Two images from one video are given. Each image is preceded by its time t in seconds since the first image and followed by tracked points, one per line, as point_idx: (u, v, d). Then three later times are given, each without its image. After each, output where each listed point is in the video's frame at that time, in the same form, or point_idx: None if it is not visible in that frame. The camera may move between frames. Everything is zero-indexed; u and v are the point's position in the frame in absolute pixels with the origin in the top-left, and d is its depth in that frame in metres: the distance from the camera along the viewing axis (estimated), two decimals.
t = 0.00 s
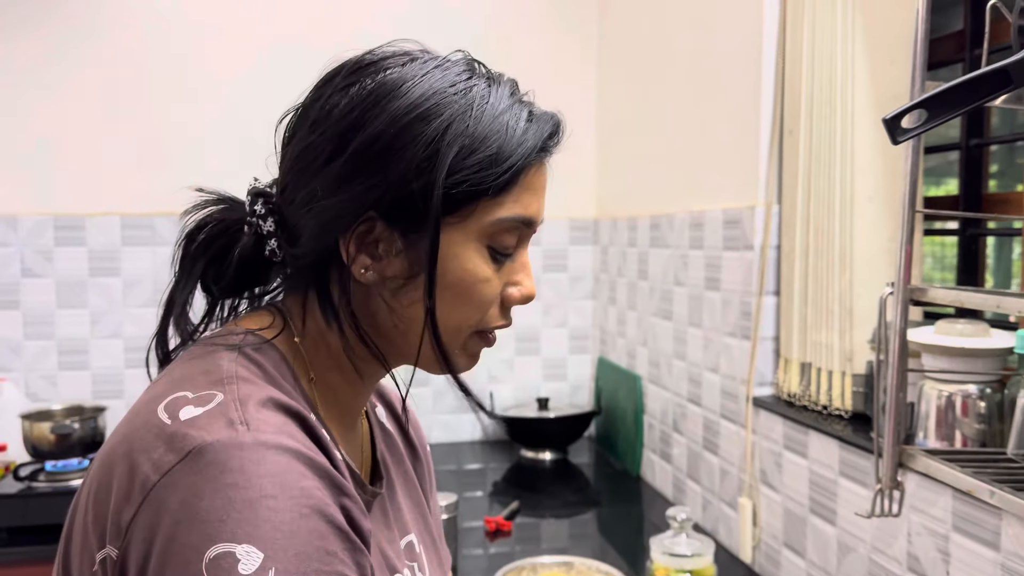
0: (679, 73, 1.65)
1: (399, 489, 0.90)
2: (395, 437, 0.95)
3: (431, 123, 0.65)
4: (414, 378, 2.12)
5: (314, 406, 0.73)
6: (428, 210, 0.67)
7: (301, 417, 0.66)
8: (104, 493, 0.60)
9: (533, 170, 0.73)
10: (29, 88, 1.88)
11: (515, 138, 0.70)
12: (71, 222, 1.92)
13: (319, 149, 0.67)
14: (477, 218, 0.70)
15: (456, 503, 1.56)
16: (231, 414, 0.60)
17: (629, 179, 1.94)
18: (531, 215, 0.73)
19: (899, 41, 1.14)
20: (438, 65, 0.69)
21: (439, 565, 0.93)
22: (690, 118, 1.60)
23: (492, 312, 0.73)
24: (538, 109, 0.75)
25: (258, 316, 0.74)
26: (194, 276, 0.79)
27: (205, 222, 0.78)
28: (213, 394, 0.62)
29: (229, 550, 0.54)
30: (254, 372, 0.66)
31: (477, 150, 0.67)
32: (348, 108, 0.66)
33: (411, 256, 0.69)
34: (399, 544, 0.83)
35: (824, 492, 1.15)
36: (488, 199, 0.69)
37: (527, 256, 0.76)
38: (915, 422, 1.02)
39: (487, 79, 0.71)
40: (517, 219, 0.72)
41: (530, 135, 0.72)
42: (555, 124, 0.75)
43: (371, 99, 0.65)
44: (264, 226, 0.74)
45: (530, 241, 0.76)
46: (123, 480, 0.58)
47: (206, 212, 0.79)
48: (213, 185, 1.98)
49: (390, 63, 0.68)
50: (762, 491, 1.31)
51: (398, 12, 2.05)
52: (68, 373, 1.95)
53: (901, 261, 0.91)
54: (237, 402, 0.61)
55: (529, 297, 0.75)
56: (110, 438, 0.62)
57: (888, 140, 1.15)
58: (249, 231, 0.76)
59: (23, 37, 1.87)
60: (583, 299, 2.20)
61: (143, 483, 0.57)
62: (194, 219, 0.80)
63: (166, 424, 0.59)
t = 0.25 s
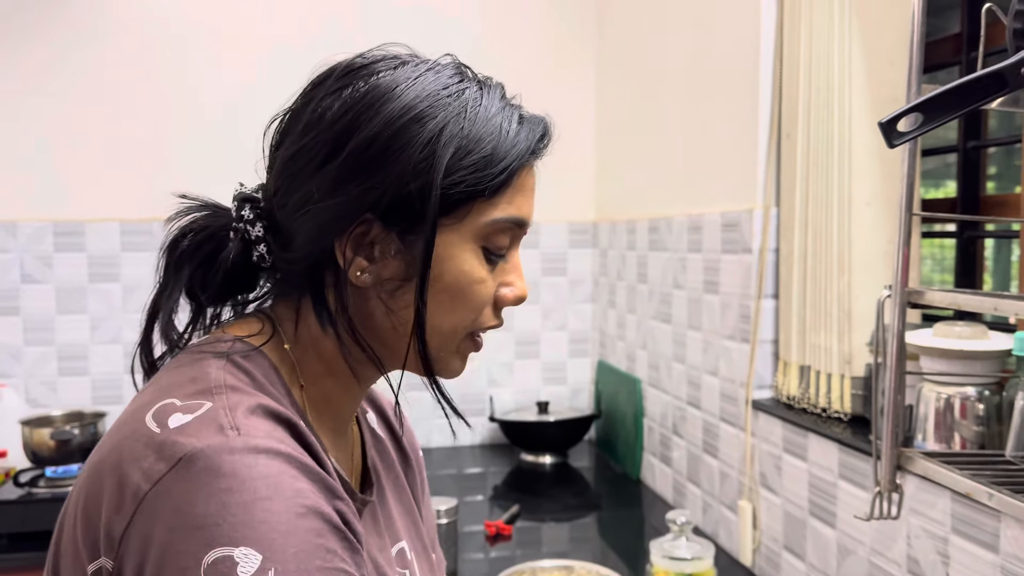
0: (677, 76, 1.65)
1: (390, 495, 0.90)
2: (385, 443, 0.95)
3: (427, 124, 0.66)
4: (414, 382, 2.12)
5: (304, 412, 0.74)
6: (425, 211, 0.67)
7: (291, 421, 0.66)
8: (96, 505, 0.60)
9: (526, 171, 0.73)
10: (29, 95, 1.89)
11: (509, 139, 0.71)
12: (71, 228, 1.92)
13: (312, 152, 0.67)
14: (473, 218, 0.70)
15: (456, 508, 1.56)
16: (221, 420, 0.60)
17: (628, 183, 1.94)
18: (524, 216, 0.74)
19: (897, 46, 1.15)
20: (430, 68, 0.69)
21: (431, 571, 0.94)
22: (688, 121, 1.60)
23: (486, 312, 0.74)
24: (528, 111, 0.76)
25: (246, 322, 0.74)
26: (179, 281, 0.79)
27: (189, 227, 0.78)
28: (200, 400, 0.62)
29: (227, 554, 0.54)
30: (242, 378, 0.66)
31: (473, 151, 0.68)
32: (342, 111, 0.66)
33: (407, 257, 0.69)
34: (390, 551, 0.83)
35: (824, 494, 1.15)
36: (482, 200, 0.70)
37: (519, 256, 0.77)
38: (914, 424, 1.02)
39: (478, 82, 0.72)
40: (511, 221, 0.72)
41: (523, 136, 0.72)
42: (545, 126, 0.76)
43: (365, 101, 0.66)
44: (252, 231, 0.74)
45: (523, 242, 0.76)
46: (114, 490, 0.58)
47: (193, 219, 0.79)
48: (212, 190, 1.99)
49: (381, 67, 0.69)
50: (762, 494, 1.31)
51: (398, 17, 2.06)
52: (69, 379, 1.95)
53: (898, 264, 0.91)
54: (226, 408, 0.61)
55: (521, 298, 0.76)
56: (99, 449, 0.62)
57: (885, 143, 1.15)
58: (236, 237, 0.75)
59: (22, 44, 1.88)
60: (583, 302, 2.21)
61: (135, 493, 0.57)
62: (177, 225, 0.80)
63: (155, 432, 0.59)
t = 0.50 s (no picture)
0: (674, 79, 1.66)
1: (379, 499, 0.90)
2: (373, 446, 0.95)
3: (420, 125, 0.66)
4: (413, 386, 2.12)
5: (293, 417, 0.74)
6: (419, 212, 0.67)
7: (285, 429, 0.66)
8: (87, 515, 0.60)
9: (518, 173, 0.73)
10: (28, 100, 1.89)
11: (501, 140, 0.71)
12: (70, 233, 1.92)
13: (304, 153, 0.67)
14: (466, 220, 0.70)
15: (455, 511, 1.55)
16: (214, 431, 0.60)
17: (626, 185, 1.94)
18: (515, 217, 0.74)
19: (892, 48, 1.16)
20: (421, 69, 0.69)
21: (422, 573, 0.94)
22: (686, 122, 1.60)
23: (478, 313, 0.74)
24: (519, 112, 0.76)
25: (235, 328, 0.74)
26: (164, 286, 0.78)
27: (174, 231, 0.78)
28: (192, 411, 0.62)
29: (227, 569, 0.54)
30: (233, 387, 0.66)
31: (465, 151, 0.68)
32: (333, 111, 0.66)
33: (401, 259, 0.69)
34: (381, 555, 0.83)
35: (824, 496, 1.14)
36: (475, 202, 0.70)
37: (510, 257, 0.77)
38: (914, 426, 1.02)
39: (469, 83, 0.72)
40: (503, 222, 0.73)
41: (515, 136, 0.73)
42: (535, 127, 0.76)
43: (358, 101, 0.65)
44: (239, 234, 0.73)
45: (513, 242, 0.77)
46: (106, 502, 0.58)
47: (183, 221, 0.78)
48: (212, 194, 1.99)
49: (371, 68, 0.68)
50: (762, 496, 1.31)
51: (396, 21, 2.06)
52: (68, 385, 1.95)
53: (896, 265, 0.91)
54: (219, 418, 0.61)
55: (512, 299, 0.77)
56: (89, 459, 0.62)
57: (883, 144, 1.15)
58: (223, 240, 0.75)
59: (21, 49, 1.88)
60: (582, 305, 2.20)
61: (128, 506, 0.57)
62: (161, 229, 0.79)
63: (148, 443, 0.59)
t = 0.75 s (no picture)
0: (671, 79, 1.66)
1: (375, 499, 0.90)
2: (369, 446, 0.95)
3: (458, 138, 0.67)
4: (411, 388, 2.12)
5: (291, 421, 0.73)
6: (451, 223, 0.68)
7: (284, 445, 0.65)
8: (80, 521, 0.60)
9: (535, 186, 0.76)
10: (25, 103, 1.89)
11: (529, 156, 0.72)
12: (68, 236, 1.92)
13: (335, 154, 0.66)
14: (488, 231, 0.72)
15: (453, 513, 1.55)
16: (209, 449, 0.59)
17: (624, 186, 1.94)
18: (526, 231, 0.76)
19: (887, 49, 1.15)
20: (450, 77, 0.69)
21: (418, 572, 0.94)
22: (683, 123, 1.60)
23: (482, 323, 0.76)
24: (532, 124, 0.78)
25: (230, 329, 0.74)
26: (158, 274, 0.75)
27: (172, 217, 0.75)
28: (189, 424, 0.61)
29: None
30: (231, 397, 0.66)
31: (497, 165, 0.70)
32: (372, 116, 0.65)
33: (422, 266, 0.70)
34: (378, 556, 0.82)
35: (822, 496, 1.14)
36: (499, 214, 0.72)
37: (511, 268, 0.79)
38: (912, 425, 1.01)
39: (492, 94, 0.73)
40: (517, 236, 0.75)
41: (535, 150, 0.74)
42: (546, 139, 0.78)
43: (398, 109, 0.65)
44: (247, 226, 0.71)
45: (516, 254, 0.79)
46: (97, 515, 0.58)
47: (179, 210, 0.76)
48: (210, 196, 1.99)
49: (403, 72, 0.68)
50: (761, 496, 1.31)
51: (393, 22, 2.06)
52: (66, 388, 1.95)
53: (893, 263, 0.91)
54: (215, 434, 0.60)
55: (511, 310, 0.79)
56: (85, 463, 0.62)
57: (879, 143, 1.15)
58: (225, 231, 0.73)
59: (18, 52, 1.88)
60: (580, 306, 2.20)
61: (118, 522, 0.57)
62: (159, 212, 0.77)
63: (141, 457, 0.59)
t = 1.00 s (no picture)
0: (668, 81, 1.66)
1: (374, 502, 0.90)
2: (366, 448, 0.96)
3: (497, 164, 0.69)
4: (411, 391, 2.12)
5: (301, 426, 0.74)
6: (487, 244, 0.71)
7: (307, 449, 0.65)
8: (99, 531, 0.59)
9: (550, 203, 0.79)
10: (23, 108, 1.89)
11: (551, 177, 0.76)
12: (67, 240, 1.92)
13: (385, 174, 0.66)
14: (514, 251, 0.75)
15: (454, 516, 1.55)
16: (232, 452, 0.59)
17: (622, 189, 1.94)
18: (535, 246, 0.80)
19: (884, 48, 1.14)
20: (483, 100, 0.71)
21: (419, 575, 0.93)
22: (681, 126, 1.61)
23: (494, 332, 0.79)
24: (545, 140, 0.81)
25: (244, 338, 0.74)
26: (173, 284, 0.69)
27: (195, 224, 0.69)
28: (206, 428, 0.61)
29: None
30: (244, 398, 0.66)
31: (528, 188, 0.72)
32: (419, 144, 0.66)
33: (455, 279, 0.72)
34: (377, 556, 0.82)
35: (821, 497, 1.14)
36: (523, 233, 0.75)
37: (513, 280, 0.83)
38: (910, 426, 1.01)
39: (517, 115, 0.75)
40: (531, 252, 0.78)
41: (554, 169, 0.78)
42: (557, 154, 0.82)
43: (443, 137, 0.67)
44: (280, 236, 0.71)
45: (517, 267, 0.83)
46: (117, 523, 0.58)
47: (194, 216, 0.70)
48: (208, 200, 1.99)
49: (443, 95, 0.69)
50: (760, 497, 1.31)
51: (391, 26, 2.06)
52: (66, 392, 1.94)
53: (891, 265, 0.91)
54: (236, 437, 0.61)
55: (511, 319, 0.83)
56: (99, 472, 0.61)
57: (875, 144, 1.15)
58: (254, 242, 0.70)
59: (16, 56, 1.88)
60: (579, 309, 2.20)
61: (141, 529, 0.57)
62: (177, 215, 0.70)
63: (161, 462, 0.59)
